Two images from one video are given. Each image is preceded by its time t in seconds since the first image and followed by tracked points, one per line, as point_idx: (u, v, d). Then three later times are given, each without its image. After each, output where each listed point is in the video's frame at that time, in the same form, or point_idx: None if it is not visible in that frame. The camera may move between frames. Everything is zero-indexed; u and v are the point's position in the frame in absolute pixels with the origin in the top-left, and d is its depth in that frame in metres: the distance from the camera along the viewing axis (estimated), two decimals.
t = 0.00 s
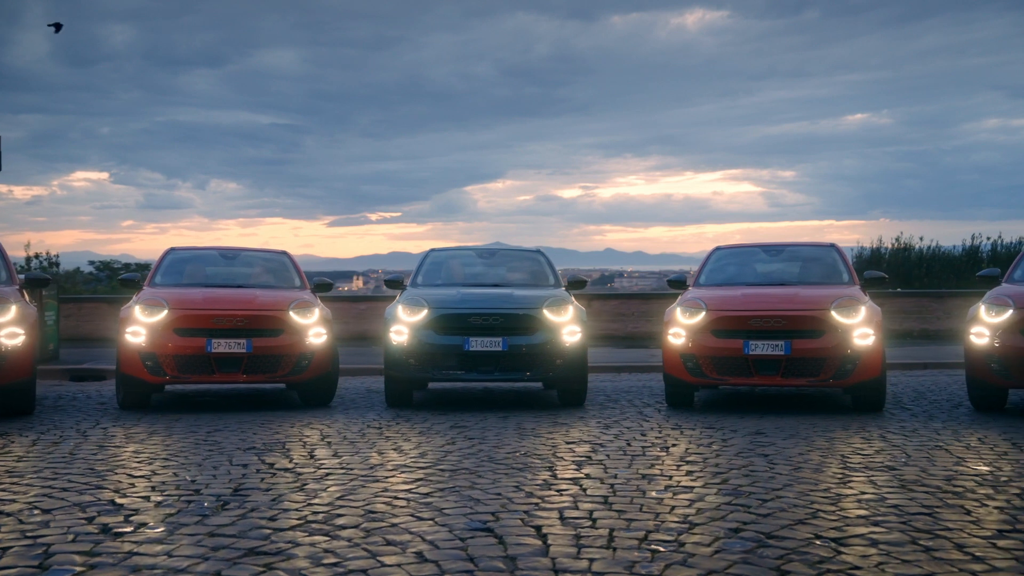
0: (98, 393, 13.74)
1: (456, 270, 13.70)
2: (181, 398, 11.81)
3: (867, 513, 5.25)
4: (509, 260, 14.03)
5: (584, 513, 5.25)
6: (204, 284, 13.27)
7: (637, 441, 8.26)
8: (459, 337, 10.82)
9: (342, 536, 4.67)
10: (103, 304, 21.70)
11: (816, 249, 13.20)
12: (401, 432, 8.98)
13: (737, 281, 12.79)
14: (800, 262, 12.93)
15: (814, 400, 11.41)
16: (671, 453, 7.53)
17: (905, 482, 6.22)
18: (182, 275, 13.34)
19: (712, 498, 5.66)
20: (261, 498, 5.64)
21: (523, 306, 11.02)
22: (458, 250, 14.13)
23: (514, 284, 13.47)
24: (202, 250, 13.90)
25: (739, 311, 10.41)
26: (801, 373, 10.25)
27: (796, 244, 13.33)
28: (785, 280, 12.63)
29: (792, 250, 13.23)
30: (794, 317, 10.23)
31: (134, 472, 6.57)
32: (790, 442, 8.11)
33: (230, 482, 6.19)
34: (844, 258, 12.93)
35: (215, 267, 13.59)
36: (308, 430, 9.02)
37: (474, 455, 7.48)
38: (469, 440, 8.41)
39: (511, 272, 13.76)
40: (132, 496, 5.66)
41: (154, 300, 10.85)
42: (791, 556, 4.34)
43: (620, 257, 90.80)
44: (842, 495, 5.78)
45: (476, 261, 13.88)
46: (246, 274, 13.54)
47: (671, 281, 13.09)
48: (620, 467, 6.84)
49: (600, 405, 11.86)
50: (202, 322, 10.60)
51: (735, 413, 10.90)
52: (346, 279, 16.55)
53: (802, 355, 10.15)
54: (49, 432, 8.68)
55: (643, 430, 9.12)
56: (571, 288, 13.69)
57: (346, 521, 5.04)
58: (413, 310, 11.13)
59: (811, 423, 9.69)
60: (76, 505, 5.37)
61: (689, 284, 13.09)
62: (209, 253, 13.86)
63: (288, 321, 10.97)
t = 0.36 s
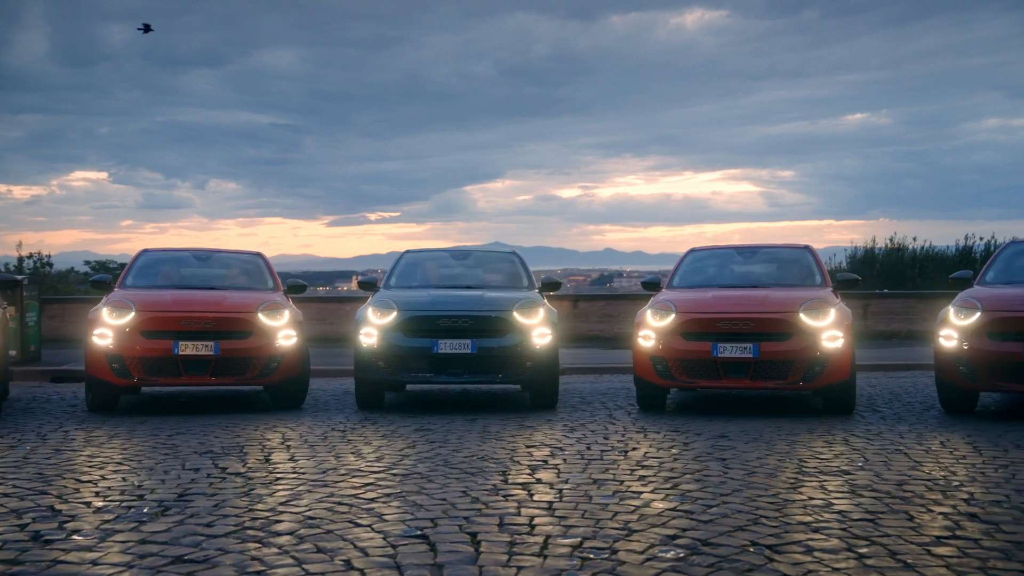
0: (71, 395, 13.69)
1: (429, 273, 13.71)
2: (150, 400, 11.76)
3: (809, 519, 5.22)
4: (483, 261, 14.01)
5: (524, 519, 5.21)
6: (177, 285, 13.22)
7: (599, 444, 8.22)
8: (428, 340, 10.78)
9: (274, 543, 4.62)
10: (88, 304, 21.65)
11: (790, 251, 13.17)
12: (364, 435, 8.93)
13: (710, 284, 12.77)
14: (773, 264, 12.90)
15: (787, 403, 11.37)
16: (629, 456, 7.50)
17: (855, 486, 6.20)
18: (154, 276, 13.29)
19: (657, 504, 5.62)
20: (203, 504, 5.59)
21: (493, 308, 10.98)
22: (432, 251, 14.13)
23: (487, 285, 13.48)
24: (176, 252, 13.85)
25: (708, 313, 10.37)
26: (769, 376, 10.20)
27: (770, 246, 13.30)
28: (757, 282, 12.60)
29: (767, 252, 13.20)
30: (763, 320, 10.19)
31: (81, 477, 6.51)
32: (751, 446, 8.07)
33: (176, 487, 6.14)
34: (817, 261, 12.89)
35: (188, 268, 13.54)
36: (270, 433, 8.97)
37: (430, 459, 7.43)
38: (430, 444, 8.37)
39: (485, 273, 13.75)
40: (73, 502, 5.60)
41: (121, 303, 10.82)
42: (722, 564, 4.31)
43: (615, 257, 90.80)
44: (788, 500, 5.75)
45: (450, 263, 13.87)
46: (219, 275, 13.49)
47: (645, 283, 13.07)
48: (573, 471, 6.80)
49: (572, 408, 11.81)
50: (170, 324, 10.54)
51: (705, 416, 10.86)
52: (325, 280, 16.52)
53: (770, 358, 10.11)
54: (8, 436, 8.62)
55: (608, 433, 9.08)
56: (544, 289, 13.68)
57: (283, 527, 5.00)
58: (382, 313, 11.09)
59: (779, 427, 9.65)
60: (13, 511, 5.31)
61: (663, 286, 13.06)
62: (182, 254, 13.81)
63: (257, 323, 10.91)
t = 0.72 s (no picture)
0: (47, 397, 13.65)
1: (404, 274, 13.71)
2: (122, 402, 11.72)
3: (753, 523, 5.20)
4: (458, 262, 14.06)
5: (466, 523, 5.18)
6: (150, 286, 13.19)
7: (562, 446, 8.19)
8: (398, 341, 10.75)
9: (209, 547, 4.58)
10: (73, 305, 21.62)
11: (764, 251, 13.17)
12: (330, 437, 8.90)
13: (684, 285, 12.76)
14: (747, 265, 12.90)
15: (759, 405, 11.35)
16: (587, 459, 7.47)
17: (807, 489, 6.19)
18: (127, 277, 13.27)
19: (603, 507, 5.59)
20: (147, 507, 5.55)
21: (463, 310, 10.96)
22: (407, 254, 14.20)
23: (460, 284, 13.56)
24: (150, 253, 13.82)
25: (678, 315, 10.34)
26: (739, 378, 10.17)
27: (745, 247, 13.30)
28: (731, 284, 12.59)
29: (742, 253, 13.18)
30: (732, 321, 10.16)
31: (32, 480, 6.47)
32: (714, 448, 8.04)
33: (124, 490, 6.10)
34: (791, 263, 12.86)
35: (161, 269, 13.50)
36: (235, 434, 8.93)
37: (388, 462, 7.41)
38: (393, 446, 8.34)
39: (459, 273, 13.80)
40: (15, 506, 5.56)
41: (90, 304, 10.81)
42: (654, 570, 4.29)
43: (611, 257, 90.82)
44: (736, 504, 5.73)
45: (424, 264, 13.93)
46: (193, 276, 13.46)
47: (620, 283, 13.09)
48: (528, 474, 6.77)
49: (546, 409, 11.79)
50: (139, 325, 10.54)
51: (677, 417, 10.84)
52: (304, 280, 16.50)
53: (739, 360, 10.07)
54: None
55: (575, 435, 9.05)
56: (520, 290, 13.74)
57: (221, 531, 4.96)
58: (353, 314, 11.07)
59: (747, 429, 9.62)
60: None
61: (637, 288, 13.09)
62: (155, 255, 13.78)
63: (227, 325, 10.88)
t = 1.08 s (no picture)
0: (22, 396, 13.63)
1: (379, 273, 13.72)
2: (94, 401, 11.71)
3: (697, 522, 5.20)
4: (434, 261, 14.08)
5: (409, 522, 5.17)
6: (124, 284, 13.17)
7: (524, 445, 8.18)
8: (368, 340, 10.75)
9: (144, 544, 4.56)
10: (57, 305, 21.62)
11: (738, 251, 13.19)
12: (295, 435, 8.89)
13: (658, 284, 12.77)
14: (721, 265, 12.92)
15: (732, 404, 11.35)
16: (546, 457, 7.47)
17: (758, 488, 6.19)
18: (102, 275, 13.26)
19: (550, 506, 5.59)
20: (92, 505, 5.52)
21: (434, 309, 10.96)
22: (383, 253, 14.23)
23: (435, 283, 13.58)
24: (126, 251, 13.81)
25: (648, 313, 10.32)
26: (708, 377, 10.15)
27: (719, 247, 13.33)
28: (705, 283, 12.61)
29: (716, 252, 13.21)
30: (702, 320, 10.13)
31: None
32: (676, 447, 8.04)
33: (73, 488, 6.07)
34: (765, 262, 12.90)
35: (136, 267, 13.49)
36: (199, 432, 8.91)
37: (347, 461, 7.40)
38: (356, 444, 8.33)
39: (435, 272, 13.82)
40: None
41: (61, 303, 10.82)
42: (585, 568, 4.28)
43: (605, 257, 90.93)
44: (685, 502, 5.73)
45: (400, 263, 13.96)
46: (168, 274, 13.44)
47: (595, 281, 13.07)
48: (483, 473, 6.76)
49: (519, 409, 11.78)
50: (108, 323, 10.52)
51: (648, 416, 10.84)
52: (285, 278, 16.48)
53: (709, 359, 10.05)
54: None
55: (541, 433, 9.04)
56: (494, 289, 13.77)
57: (161, 528, 4.94)
58: (324, 313, 11.07)
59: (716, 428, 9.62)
60: None
61: (612, 286, 13.08)
62: (131, 254, 13.76)
63: (198, 323, 10.88)
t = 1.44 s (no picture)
0: None
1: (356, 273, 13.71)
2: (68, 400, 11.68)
3: (644, 521, 5.19)
4: (411, 261, 14.08)
5: (355, 521, 5.14)
6: (100, 283, 13.13)
7: (489, 444, 8.16)
8: (341, 339, 10.74)
9: (82, 544, 4.54)
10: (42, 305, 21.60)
11: (715, 250, 13.19)
12: (262, 435, 8.86)
13: (634, 284, 12.77)
14: (697, 264, 12.92)
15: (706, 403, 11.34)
16: (508, 457, 7.46)
17: (713, 486, 6.18)
18: (78, 274, 13.22)
19: (500, 505, 5.56)
20: (40, 505, 5.49)
21: (407, 308, 10.97)
22: (360, 252, 14.23)
23: (412, 283, 13.56)
24: (102, 251, 13.78)
25: (620, 312, 10.30)
26: (680, 376, 10.13)
27: (696, 246, 13.33)
28: (681, 282, 12.60)
29: (691, 252, 13.21)
30: (673, 319, 10.10)
31: None
32: (641, 446, 8.01)
33: (24, 488, 6.04)
34: (740, 261, 12.89)
35: (112, 266, 13.46)
36: (166, 431, 8.88)
37: (308, 460, 7.39)
38: (321, 444, 8.30)
39: (412, 271, 13.81)
40: None
41: (32, 302, 10.80)
42: (522, 568, 4.27)
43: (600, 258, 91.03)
44: (635, 501, 5.72)
45: (378, 263, 13.95)
46: (144, 273, 13.41)
47: (572, 282, 12.98)
48: (441, 473, 6.73)
49: (494, 409, 11.76)
50: (80, 323, 10.51)
51: (622, 416, 10.82)
52: (268, 277, 16.46)
53: (680, 358, 10.02)
54: None
55: (510, 433, 9.02)
56: (470, 289, 13.76)
57: (104, 527, 4.92)
58: (298, 312, 11.06)
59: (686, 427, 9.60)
60: None
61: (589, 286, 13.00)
62: (107, 253, 13.73)
63: (171, 323, 10.88)
